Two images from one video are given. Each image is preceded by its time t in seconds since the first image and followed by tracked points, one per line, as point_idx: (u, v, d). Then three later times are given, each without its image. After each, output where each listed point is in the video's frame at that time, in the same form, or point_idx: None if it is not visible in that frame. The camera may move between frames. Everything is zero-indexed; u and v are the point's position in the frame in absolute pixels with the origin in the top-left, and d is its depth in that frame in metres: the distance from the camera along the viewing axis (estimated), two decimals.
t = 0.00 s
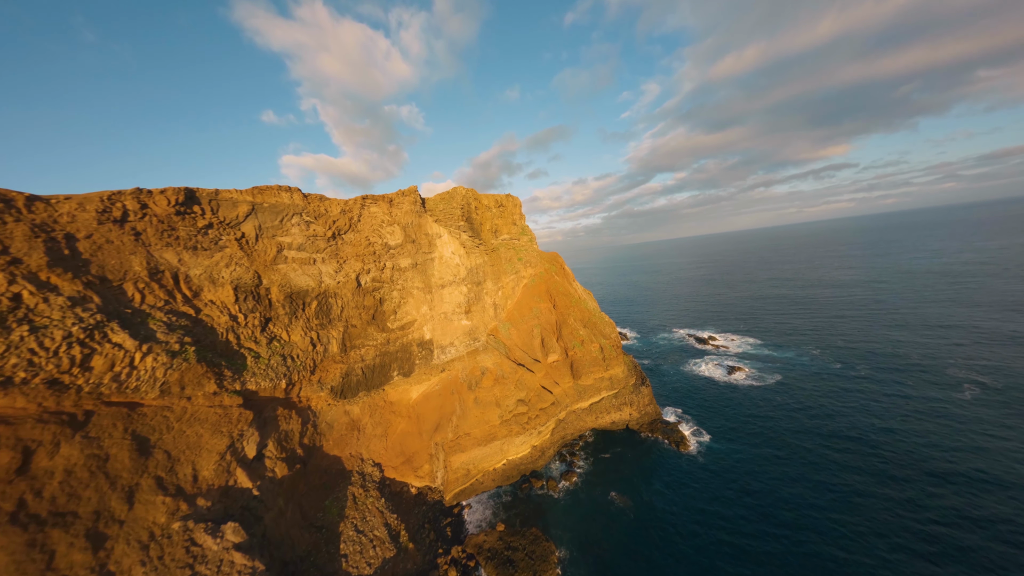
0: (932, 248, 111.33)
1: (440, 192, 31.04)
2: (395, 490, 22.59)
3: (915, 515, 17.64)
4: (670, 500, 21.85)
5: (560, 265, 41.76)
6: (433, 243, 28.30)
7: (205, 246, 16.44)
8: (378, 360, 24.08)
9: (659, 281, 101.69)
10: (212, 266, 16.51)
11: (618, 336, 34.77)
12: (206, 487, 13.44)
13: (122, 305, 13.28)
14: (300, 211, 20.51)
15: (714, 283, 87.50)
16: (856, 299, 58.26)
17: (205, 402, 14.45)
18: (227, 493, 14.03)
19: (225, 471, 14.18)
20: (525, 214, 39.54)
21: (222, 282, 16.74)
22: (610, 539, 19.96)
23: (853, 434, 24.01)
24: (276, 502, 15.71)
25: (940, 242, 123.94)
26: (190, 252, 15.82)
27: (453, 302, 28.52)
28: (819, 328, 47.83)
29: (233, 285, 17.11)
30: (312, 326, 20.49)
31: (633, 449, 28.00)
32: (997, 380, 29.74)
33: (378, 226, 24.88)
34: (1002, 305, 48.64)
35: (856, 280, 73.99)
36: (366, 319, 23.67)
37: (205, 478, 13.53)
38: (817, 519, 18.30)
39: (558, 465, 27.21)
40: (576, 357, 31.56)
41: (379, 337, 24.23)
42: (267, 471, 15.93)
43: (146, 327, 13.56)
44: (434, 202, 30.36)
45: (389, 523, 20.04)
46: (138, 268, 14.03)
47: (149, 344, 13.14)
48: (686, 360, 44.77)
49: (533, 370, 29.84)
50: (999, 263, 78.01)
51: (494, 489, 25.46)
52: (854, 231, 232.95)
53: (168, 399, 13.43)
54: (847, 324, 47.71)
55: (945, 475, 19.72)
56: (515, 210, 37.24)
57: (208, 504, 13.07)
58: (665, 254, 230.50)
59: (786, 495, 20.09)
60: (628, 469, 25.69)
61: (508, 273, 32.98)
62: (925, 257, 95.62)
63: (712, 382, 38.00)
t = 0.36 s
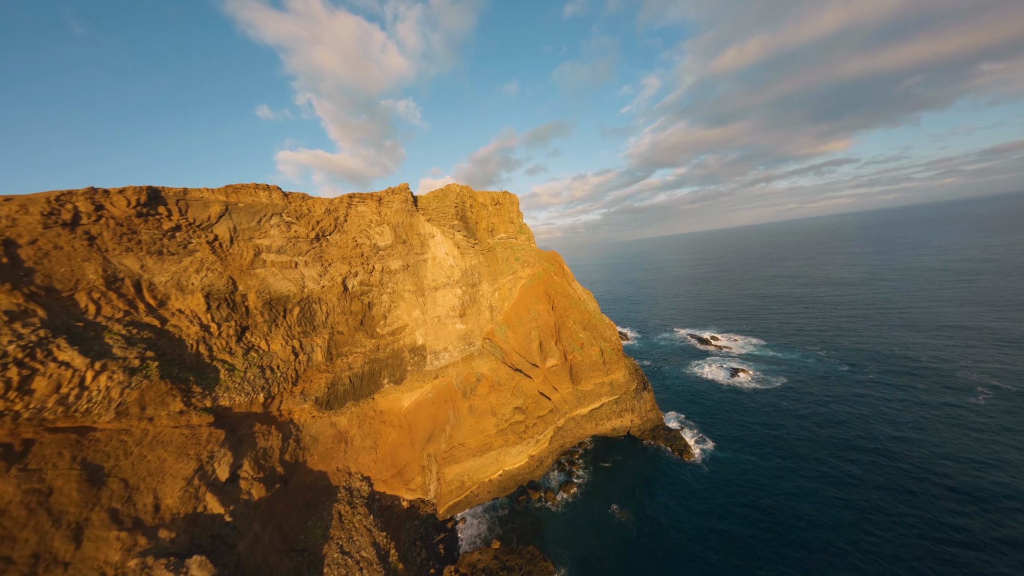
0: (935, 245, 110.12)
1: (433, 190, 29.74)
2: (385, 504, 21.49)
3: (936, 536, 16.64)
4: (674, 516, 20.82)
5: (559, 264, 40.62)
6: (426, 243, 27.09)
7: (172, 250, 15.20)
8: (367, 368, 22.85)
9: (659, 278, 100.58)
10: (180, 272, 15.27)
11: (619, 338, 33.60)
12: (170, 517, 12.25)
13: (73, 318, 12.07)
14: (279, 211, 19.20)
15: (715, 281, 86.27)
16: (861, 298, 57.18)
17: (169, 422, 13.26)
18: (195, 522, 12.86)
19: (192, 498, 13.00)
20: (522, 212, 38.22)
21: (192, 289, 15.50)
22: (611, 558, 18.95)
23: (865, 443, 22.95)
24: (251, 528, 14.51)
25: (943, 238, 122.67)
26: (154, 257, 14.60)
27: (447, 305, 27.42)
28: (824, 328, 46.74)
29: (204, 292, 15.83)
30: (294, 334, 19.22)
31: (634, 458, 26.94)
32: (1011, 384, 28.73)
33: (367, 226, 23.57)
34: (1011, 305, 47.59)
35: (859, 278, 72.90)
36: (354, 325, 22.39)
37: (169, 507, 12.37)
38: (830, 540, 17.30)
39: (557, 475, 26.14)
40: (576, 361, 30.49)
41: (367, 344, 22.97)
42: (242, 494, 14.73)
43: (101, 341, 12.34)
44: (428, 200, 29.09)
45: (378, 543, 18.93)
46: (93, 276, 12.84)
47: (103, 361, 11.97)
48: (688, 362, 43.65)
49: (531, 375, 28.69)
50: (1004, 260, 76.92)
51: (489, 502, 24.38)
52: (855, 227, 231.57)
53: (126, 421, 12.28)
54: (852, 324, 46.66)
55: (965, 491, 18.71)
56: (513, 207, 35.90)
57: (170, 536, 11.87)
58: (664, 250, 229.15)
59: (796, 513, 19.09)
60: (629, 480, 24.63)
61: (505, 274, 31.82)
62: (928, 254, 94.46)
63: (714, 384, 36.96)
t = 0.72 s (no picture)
0: (937, 242, 108.94)
1: (426, 188, 28.44)
2: (373, 521, 20.35)
3: (961, 562, 15.62)
4: (679, 534, 19.76)
5: (558, 264, 39.46)
6: (418, 244, 25.85)
7: (133, 256, 13.95)
8: (355, 377, 21.63)
9: (658, 276, 99.26)
10: (142, 280, 14.02)
11: (620, 342, 32.44)
12: (125, 554, 11.07)
13: (11, 333, 10.84)
14: (255, 211, 17.87)
15: (716, 279, 85.10)
16: (865, 297, 56.09)
17: (126, 446, 12.05)
18: (155, 556, 11.69)
19: (151, 530, 11.78)
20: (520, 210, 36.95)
21: (156, 298, 14.26)
22: None
23: (879, 457, 21.89)
24: (222, 558, 13.34)
25: (945, 235, 121.60)
26: (111, 263, 13.36)
27: (440, 309, 26.24)
28: (829, 328, 45.64)
29: (169, 301, 14.57)
30: (273, 344, 17.96)
31: (636, 468, 25.79)
32: None
33: (354, 227, 22.26)
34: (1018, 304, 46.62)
35: (862, 276, 71.81)
36: (340, 332, 21.12)
37: (123, 542, 11.17)
38: (846, 566, 16.27)
39: (555, 486, 24.97)
40: (575, 367, 29.39)
41: (355, 352, 21.73)
42: (212, 521, 13.55)
43: (45, 360, 11.10)
44: (420, 199, 27.81)
45: (365, 565, 17.82)
46: (37, 287, 11.61)
47: (45, 383, 10.74)
48: (690, 364, 42.47)
49: (528, 381, 27.49)
50: (1007, 257, 75.96)
51: (485, 516, 23.25)
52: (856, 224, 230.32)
53: (73, 448, 11.06)
54: (858, 324, 45.59)
55: (990, 511, 17.67)
56: (509, 205, 34.64)
57: None
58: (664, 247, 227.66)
59: (809, 535, 18.03)
60: (631, 492, 23.50)
61: (502, 275, 30.68)
62: (930, 252, 93.44)
63: (718, 387, 35.81)
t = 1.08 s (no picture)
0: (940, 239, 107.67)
1: (418, 187, 27.14)
2: (360, 541, 19.14)
3: None
4: (684, 557, 18.63)
5: (556, 264, 38.37)
6: (409, 246, 24.57)
7: (85, 264, 12.68)
8: (341, 389, 20.37)
9: (659, 275, 97.88)
10: (96, 290, 12.74)
11: (621, 346, 31.28)
12: None
13: None
14: (227, 213, 16.53)
15: (717, 278, 83.92)
16: (871, 296, 54.88)
17: (72, 478, 10.83)
18: None
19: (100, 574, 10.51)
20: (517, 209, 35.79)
21: (113, 310, 13.00)
22: None
23: (897, 474, 20.74)
24: None
25: (948, 232, 120.41)
26: (60, 272, 12.11)
27: (433, 314, 24.99)
28: (835, 329, 44.44)
29: (128, 313, 13.29)
30: (249, 356, 16.66)
31: (638, 480, 24.56)
32: None
33: (339, 228, 20.94)
34: None
35: (866, 275, 70.60)
36: (325, 341, 19.82)
37: None
38: None
39: (554, 500, 23.79)
40: (575, 373, 28.21)
41: (341, 362, 20.44)
42: (175, 556, 12.28)
43: None
44: (412, 199, 26.53)
45: None
46: None
47: None
48: (692, 367, 41.28)
49: (525, 389, 26.25)
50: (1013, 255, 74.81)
51: (479, 533, 22.07)
52: (857, 221, 228.91)
53: (6, 483, 9.82)
54: (865, 325, 44.36)
55: (1018, 534, 16.52)
56: (506, 204, 33.45)
57: None
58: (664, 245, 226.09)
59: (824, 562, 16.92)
60: (633, 508, 22.30)
61: (498, 277, 29.69)
62: (934, 250, 92.19)
63: (722, 392, 34.59)
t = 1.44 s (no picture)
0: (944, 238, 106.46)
1: (409, 186, 25.83)
2: (345, 565, 17.91)
3: None
4: None
5: (555, 264, 37.36)
6: (399, 248, 23.29)
7: (26, 274, 11.38)
8: (324, 402, 19.07)
9: (659, 274, 96.62)
10: (39, 303, 11.43)
11: (622, 352, 30.10)
12: None
13: None
14: (195, 215, 15.20)
15: (718, 277, 82.61)
16: (876, 297, 53.76)
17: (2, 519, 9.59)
18: None
19: None
20: (514, 208, 34.72)
21: (60, 325, 11.72)
22: None
23: (917, 493, 19.59)
24: None
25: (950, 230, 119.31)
26: None
27: (425, 320, 23.71)
28: (842, 331, 43.22)
29: (78, 328, 12.01)
30: (221, 370, 15.34)
31: (640, 494, 23.37)
32: None
33: (322, 230, 19.58)
34: None
35: (870, 274, 69.49)
36: (307, 352, 18.48)
37: None
38: None
39: (552, 517, 22.59)
40: (574, 381, 27.00)
41: (325, 373, 19.14)
42: None
43: None
44: (402, 198, 25.24)
45: None
46: None
47: None
48: (695, 371, 40.08)
49: (523, 399, 25.00)
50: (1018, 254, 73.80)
51: (474, 553, 20.90)
52: (858, 218, 227.70)
53: None
54: (872, 326, 43.23)
55: None
56: (503, 203, 32.38)
57: None
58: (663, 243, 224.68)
59: None
60: (636, 525, 21.13)
61: (494, 280, 28.85)
62: (937, 249, 91.10)
63: (727, 398, 33.40)
